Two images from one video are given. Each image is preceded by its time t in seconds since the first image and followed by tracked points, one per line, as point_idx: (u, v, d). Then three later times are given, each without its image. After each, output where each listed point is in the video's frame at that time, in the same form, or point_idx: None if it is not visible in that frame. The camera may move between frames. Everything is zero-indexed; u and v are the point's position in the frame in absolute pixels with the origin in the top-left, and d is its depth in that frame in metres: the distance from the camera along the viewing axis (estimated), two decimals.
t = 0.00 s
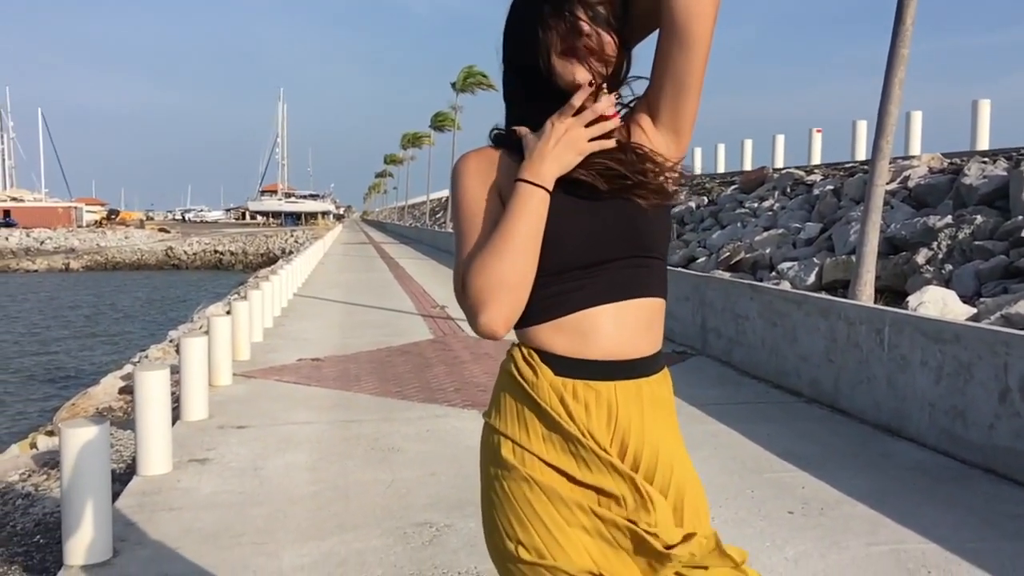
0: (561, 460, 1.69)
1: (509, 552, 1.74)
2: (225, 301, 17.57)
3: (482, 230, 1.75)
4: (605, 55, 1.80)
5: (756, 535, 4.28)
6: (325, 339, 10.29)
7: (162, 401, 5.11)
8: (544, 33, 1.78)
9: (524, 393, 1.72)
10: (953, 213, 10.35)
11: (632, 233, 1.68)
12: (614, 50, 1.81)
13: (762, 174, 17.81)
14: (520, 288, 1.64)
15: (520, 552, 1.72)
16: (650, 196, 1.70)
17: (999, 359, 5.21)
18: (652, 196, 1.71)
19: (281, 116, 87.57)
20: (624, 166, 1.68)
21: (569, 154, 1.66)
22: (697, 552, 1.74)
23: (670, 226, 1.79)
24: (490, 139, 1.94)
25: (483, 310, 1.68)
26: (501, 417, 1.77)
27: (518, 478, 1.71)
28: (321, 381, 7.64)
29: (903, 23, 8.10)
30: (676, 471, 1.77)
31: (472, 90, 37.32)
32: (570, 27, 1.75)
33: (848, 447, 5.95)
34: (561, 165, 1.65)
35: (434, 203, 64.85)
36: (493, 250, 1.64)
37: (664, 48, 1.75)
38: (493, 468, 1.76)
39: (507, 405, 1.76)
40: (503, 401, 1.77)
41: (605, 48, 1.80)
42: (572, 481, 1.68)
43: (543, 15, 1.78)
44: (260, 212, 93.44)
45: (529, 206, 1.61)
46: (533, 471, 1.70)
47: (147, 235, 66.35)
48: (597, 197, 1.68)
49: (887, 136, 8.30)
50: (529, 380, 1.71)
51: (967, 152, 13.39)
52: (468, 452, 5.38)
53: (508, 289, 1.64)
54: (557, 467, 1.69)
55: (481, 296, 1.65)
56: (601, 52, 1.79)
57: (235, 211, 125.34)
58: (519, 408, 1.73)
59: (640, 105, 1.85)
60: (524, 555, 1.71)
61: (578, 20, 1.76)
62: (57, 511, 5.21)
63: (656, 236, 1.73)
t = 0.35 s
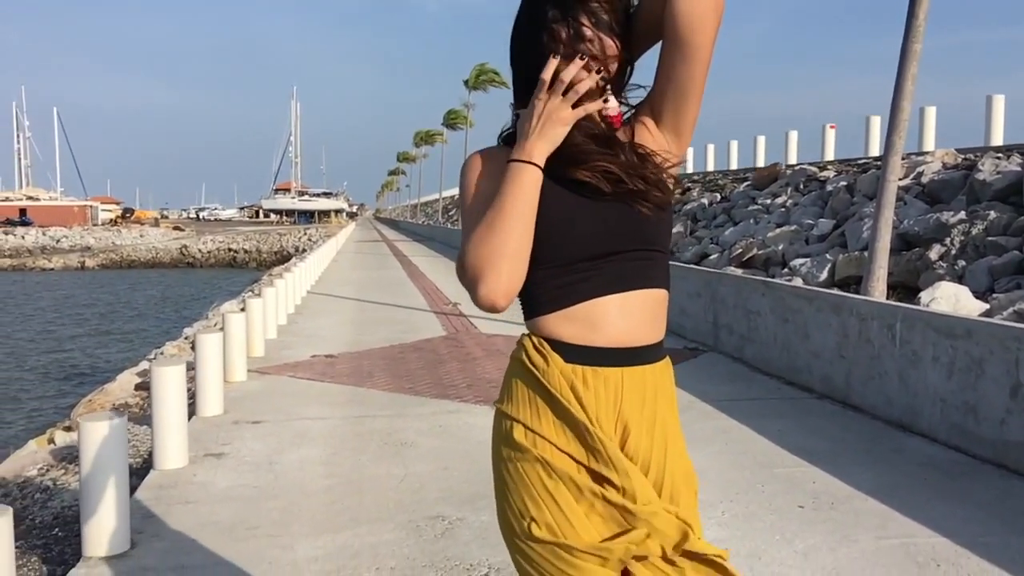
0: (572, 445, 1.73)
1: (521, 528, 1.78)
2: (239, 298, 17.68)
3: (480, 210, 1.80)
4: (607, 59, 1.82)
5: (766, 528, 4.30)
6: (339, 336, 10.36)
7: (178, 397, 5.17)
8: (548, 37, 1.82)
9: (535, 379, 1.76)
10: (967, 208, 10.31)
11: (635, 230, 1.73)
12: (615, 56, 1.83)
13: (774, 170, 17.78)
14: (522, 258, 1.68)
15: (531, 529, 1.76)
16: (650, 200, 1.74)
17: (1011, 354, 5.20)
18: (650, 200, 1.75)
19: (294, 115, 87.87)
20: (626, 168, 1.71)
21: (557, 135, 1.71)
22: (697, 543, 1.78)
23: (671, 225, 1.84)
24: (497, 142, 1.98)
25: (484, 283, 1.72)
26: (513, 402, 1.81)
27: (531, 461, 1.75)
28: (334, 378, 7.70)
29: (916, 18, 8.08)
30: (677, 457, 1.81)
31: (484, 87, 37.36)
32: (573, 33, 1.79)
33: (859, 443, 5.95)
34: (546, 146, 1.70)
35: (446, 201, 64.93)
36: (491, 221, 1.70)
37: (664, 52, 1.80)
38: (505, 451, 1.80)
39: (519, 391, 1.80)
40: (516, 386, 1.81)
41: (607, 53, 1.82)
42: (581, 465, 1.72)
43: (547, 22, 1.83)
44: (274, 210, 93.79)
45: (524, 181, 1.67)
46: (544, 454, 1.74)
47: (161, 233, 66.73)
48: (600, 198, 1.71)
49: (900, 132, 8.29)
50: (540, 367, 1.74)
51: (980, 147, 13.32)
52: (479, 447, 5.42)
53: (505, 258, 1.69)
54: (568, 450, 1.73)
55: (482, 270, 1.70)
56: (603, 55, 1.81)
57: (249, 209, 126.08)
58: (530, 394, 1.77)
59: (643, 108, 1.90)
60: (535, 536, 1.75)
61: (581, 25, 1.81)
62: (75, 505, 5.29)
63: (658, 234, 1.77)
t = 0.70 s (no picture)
0: (577, 432, 1.80)
1: (529, 507, 1.86)
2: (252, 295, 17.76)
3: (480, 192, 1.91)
4: (612, 63, 1.93)
5: (775, 524, 4.31)
6: (351, 332, 10.41)
7: (194, 392, 5.22)
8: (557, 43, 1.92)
9: (544, 369, 1.85)
10: (981, 207, 10.26)
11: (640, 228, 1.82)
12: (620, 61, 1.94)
13: (788, 169, 17.72)
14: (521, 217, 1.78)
15: (540, 507, 1.84)
16: (654, 201, 1.84)
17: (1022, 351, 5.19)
18: (653, 201, 1.84)
19: (308, 113, 88.08)
20: (630, 170, 1.81)
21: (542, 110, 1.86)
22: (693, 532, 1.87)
23: (674, 225, 1.93)
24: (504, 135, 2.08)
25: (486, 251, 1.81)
26: (523, 389, 1.89)
27: (539, 444, 1.83)
28: (346, 374, 7.74)
29: (929, 15, 8.06)
30: (673, 449, 1.89)
31: (497, 85, 37.32)
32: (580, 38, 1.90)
33: (870, 440, 5.95)
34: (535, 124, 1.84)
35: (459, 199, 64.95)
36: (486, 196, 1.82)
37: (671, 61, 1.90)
38: (515, 435, 1.88)
39: (528, 379, 1.88)
40: (525, 376, 1.89)
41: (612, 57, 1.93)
42: (587, 450, 1.80)
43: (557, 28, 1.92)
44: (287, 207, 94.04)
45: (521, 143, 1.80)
46: (552, 437, 1.82)
47: (175, 230, 67.04)
48: (607, 197, 1.80)
49: (913, 130, 8.26)
50: (549, 358, 1.83)
51: (996, 145, 13.23)
52: (490, 442, 5.45)
53: (502, 220, 1.78)
54: (575, 436, 1.80)
55: (481, 231, 1.79)
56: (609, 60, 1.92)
57: (263, 206, 126.42)
58: (538, 384, 1.85)
59: (648, 113, 2.03)
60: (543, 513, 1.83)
61: (586, 30, 1.92)
62: (90, 497, 5.35)
63: (662, 234, 1.87)
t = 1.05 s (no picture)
0: (581, 422, 1.92)
1: (533, 490, 1.98)
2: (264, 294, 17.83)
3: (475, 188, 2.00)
4: (614, 75, 2.05)
5: (781, 524, 4.35)
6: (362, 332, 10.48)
7: (206, 388, 5.28)
8: (561, 55, 2.03)
9: (550, 364, 1.95)
10: (993, 211, 10.25)
11: (641, 233, 1.93)
12: (620, 73, 2.05)
13: (800, 172, 17.70)
14: (523, 187, 1.86)
15: (544, 491, 1.96)
16: (655, 207, 1.94)
17: None
18: (654, 208, 1.95)
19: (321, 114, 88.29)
20: (631, 180, 1.92)
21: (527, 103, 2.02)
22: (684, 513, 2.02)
23: (672, 230, 2.04)
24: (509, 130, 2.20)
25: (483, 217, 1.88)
26: (528, 382, 1.99)
27: (546, 433, 1.94)
28: (357, 372, 7.81)
29: (941, 20, 8.07)
30: (667, 444, 2.04)
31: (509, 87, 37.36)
32: (582, 52, 2.01)
33: (878, 443, 5.98)
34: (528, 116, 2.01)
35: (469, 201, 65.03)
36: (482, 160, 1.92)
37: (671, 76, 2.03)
38: (522, 424, 1.99)
39: (534, 370, 1.98)
40: (531, 366, 2.00)
41: (614, 69, 2.04)
42: (590, 440, 1.92)
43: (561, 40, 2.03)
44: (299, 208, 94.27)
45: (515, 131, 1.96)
46: (558, 427, 1.93)
47: (188, 230, 67.31)
48: (611, 203, 1.90)
49: (924, 134, 8.27)
50: (555, 354, 1.93)
51: (1009, 150, 13.19)
52: (498, 440, 5.50)
53: (501, 180, 1.86)
54: (579, 426, 1.92)
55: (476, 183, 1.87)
56: (611, 71, 2.04)
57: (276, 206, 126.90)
58: (545, 376, 1.96)
59: (650, 119, 2.17)
60: (549, 499, 1.95)
61: (588, 43, 2.03)
62: (105, 491, 5.43)
63: (660, 237, 1.98)
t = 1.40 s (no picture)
0: (579, 418, 1.99)
1: (532, 483, 2.04)
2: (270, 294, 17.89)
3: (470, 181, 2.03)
4: (612, 83, 2.11)
5: (782, 525, 4.37)
6: (367, 332, 10.52)
7: (213, 386, 5.33)
8: (560, 63, 2.10)
9: (549, 362, 2.01)
10: (998, 216, 10.25)
11: (639, 236, 2.00)
12: (617, 82, 2.11)
13: (806, 176, 17.70)
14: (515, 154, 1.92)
15: (543, 484, 2.02)
16: (652, 210, 2.01)
17: None
18: (652, 211, 2.01)
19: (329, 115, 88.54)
20: (631, 184, 1.98)
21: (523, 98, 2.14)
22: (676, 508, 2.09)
23: (667, 233, 2.11)
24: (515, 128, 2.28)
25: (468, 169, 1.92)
26: (527, 379, 2.06)
27: (545, 428, 2.01)
28: (363, 372, 7.85)
29: (947, 24, 8.08)
30: (657, 439, 2.12)
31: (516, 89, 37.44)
32: (581, 61, 2.08)
33: (881, 446, 6.00)
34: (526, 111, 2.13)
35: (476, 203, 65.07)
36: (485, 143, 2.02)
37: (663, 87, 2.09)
38: (521, 420, 2.05)
39: (533, 367, 2.05)
40: (530, 364, 2.06)
41: (612, 78, 2.10)
42: (588, 435, 1.98)
43: (560, 49, 2.09)
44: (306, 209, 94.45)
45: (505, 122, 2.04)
46: (557, 423, 2.00)
47: (195, 230, 67.49)
48: (612, 206, 1.96)
49: (929, 138, 8.28)
50: (555, 352, 1.99)
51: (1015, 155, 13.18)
52: (502, 440, 5.54)
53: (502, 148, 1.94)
54: (577, 422, 1.99)
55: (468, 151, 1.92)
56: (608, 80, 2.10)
57: (283, 207, 127.19)
58: (544, 373, 2.03)
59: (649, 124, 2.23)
60: (548, 493, 2.01)
61: (587, 52, 2.08)
62: (112, 487, 5.48)
63: (656, 241, 2.05)
